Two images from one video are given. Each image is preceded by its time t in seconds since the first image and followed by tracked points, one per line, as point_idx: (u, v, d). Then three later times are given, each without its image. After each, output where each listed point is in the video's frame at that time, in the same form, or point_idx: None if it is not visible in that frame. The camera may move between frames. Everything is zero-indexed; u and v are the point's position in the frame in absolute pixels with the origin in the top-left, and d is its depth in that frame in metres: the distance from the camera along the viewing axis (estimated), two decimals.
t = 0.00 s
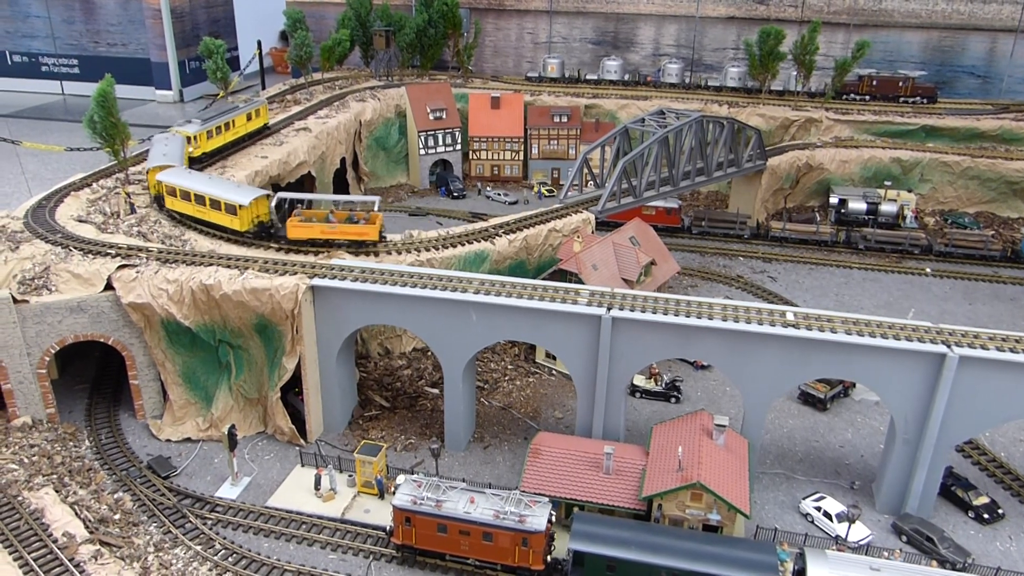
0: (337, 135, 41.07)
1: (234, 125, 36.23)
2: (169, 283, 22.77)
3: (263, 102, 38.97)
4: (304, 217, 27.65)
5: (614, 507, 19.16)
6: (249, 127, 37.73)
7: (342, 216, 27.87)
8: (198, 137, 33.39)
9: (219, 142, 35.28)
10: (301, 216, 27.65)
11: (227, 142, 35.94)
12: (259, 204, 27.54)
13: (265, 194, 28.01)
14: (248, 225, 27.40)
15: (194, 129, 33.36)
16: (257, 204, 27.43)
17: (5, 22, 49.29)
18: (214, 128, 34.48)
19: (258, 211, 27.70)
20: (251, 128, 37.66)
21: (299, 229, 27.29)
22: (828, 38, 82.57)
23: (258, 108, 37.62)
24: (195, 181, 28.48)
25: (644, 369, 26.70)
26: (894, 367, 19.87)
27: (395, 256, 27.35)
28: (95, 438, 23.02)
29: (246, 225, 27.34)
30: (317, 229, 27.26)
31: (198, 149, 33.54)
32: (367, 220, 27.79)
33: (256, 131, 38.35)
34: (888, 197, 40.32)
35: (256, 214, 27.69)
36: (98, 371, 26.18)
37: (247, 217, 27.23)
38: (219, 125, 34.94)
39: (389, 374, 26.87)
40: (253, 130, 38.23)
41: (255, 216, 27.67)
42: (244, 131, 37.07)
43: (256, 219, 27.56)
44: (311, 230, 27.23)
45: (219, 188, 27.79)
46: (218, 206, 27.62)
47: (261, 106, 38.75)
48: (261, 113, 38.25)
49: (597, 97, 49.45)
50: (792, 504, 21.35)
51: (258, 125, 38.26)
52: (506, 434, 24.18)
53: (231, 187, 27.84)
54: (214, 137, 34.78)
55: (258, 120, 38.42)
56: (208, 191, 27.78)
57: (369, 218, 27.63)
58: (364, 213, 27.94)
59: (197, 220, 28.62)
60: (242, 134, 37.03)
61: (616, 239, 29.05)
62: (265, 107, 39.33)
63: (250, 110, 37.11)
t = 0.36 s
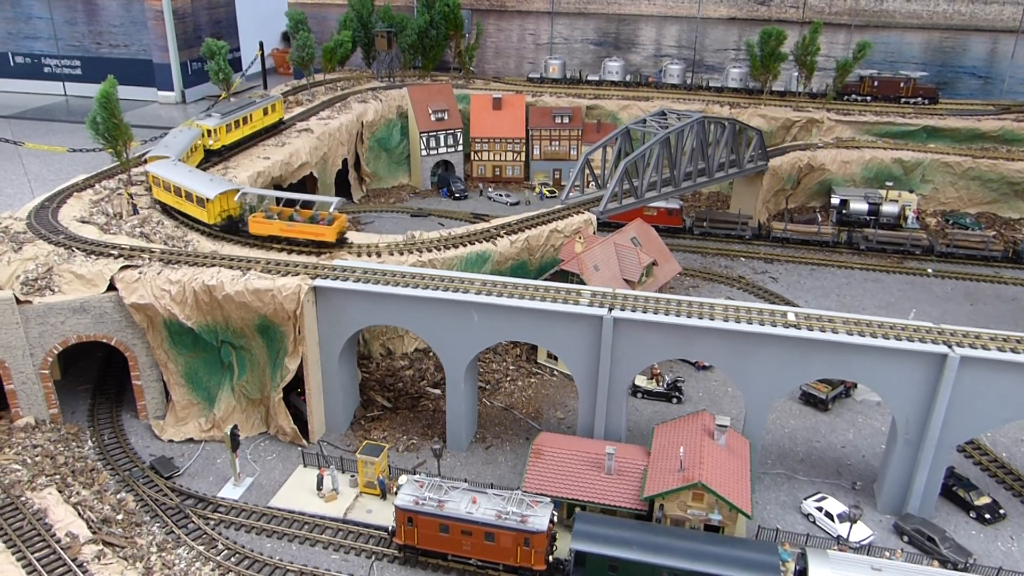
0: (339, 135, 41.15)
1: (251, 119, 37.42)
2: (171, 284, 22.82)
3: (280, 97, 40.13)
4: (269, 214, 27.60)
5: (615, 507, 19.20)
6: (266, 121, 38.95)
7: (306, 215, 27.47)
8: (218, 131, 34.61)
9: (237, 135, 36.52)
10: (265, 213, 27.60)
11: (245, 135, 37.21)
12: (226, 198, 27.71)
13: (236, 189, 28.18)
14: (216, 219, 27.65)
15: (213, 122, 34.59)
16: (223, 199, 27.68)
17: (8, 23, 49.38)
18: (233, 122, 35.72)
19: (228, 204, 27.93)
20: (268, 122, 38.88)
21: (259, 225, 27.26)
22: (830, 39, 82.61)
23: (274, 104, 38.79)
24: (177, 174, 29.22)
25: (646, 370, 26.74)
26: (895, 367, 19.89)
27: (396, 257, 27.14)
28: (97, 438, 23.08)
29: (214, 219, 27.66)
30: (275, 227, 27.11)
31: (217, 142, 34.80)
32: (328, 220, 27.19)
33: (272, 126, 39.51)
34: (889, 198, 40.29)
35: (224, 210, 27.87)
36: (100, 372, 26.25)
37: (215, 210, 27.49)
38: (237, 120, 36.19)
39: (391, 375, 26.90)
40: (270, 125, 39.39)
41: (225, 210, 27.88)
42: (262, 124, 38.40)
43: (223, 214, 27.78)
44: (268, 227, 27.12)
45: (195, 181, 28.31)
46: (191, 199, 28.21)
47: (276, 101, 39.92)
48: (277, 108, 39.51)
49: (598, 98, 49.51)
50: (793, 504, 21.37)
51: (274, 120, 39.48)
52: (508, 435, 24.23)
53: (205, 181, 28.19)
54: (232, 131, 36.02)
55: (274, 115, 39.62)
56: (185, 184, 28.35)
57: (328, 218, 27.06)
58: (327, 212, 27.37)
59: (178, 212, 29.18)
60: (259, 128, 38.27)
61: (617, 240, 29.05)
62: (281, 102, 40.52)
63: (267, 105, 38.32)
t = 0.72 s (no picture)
0: (340, 137, 41.21)
1: (267, 115, 38.74)
2: (173, 285, 22.86)
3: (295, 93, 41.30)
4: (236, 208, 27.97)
5: (616, 508, 19.22)
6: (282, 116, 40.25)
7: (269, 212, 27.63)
8: (237, 125, 36.18)
9: (255, 129, 38.00)
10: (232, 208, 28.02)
11: (263, 129, 38.62)
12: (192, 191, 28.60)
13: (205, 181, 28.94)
14: (187, 210, 28.88)
15: (233, 117, 36.14)
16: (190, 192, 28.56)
17: (11, 24, 49.49)
18: (251, 116, 37.11)
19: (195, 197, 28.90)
20: (285, 117, 40.18)
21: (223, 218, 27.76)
22: (831, 41, 82.64)
23: (290, 100, 39.94)
24: (165, 165, 29.86)
25: (647, 372, 26.74)
26: (897, 369, 19.90)
27: (398, 258, 27.17)
28: (99, 438, 23.13)
29: (185, 209, 28.80)
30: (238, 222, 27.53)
31: (236, 136, 36.36)
32: (288, 219, 27.23)
33: (287, 122, 40.67)
34: (891, 200, 40.29)
35: (196, 201, 28.95)
36: (102, 372, 26.29)
37: (186, 202, 28.67)
38: (255, 114, 37.62)
39: (393, 376, 26.87)
40: (284, 120, 40.54)
41: (199, 201, 29.07)
42: (280, 119, 39.80)
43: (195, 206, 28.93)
44: (230, 221, 27.68)
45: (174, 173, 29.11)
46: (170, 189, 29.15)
47: (291, 97, 41.13)
48: (292, 103, 40.66)
49: (599, 100, 49.53)
50: (795, 506, 21.38)
51: (290, 115, 40.69)
52: (509, 436, 24.24)
53: (183, 173, 29.15)
54: (251, 125, 37.45)
55: (290, 111, 40.85)
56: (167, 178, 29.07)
57: (286, 217, 27.12)
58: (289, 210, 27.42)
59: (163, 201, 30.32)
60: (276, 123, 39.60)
61: (618, 242, 29.09)
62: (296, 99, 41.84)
63: (283, 101, 39.55)
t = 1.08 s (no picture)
0: (342, 138, 41.25)
1: (283, 110, 39.94)
2: (176, 286, 22.90)
3: (308, 89, 42.43)
4: (209, 201, 28.66)
5: (619, 510, 19.21)
6: (296, 112, 41.46)
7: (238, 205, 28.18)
8: (256, 119, 37.40)
9: (273, 124, 39.24)
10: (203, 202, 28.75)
11: (280, 124, 39.83)
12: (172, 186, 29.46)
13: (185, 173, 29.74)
14: (172, 203, 29.79)
15: (251, 111, 37.38)
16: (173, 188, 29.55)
17: (13, 26, 49.57)
18: (268, 112, 38.30)
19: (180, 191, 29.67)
20: (300, 113, 41.35)
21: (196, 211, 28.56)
22: (833, 42, 82.64)
23: (304, 96, 41.23)
24: (164, 156, 31.25)
25: (650, 373, 26.72)
26: (900, 371, 19.89)
27: (401, 259, 27.18)
28: (102, 439, 23.17)
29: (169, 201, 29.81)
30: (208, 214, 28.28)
31: (254, 130, 37.54)
32: (253, 214, 27.74)
33: (302, 117, 41.95)
34: (893, 201, 40.27)
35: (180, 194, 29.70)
36: (105, 373, 26.33)
37: (167, 192, 29.56)
38: (272, 109, 38.81)
39: (395, 377, 26.85)
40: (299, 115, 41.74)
41: (181, 193, 29.67)
42: (296, 113, 41.03)
43: (181, 199, 29.75)
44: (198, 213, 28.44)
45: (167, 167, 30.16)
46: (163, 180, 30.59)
47: (307, 93, 42.46)
48: (306, 99, 41.86)
49: (601, 102, 49.54)
50: (797, 508, 21.37)
51: (304, 111, 41.83)
52: (511, 437, 24.25)
53: (172, 166, 30.40)
54: (268, 120, 38.63)
55: (305, 106, 42.13)
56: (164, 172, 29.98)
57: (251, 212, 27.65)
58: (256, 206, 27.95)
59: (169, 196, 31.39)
60: (292, 118, 40.82)
61: (621, 243, 29.10)
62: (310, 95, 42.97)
63: (298, 97, 40.74)
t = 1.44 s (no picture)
0: (346, 140, 41.31)
1: (300, 106, 41.09)
2: (180, 287, 22.95)
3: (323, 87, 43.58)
4: (191, 192, 29.64)
5: (622, 512, 19.21)
6: (312, 108, 42.63)
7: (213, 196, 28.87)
8: (274, 115, 38.54)
9: (290, 120, 40.36)
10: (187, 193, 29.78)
11: (296, 119, 41.00)
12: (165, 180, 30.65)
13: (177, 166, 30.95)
14: (164, 193, 30.94)
15: (269, 107, 38.53)
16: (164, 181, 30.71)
17: (18, 27, 49.68)
18: (286, 107, 39.43)
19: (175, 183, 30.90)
20: (315, 109, 42.50)
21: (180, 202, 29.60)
22: (837, 45, 82.62)
23: (320, 92, 42.40)
24: (173, 152, 32.45)
25: (652, 375, 26.69)
26: (902, 373, 19.88)
27: (404, 260, 27.21)
28: (106, 440, 23.20)
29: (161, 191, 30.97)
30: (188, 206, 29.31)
31: (272, 125, 38.65)
32: (225, 208, 28.40)
33: (317, 114, 43.10)
34: (896, 204, 40.22)
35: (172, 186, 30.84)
36: (109, 374, 26.38)
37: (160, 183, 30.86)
38: (290, 105, 39.93)
39: (398, 379, 26.87)
40: (314, 112, 42.94)
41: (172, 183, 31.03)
42: (311, 109, 42.24)
43: (171, 189, 30.86)
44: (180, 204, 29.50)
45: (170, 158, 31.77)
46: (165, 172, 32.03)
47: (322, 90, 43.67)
48: (320, 96, 42.99)
49: (604, 104, 49.56)
50: (800, 510, 21.35)
51: (318, 107, 42.93)
52: (513, 439, 24.26)
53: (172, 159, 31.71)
54: (286, 115, 39.79)
55: (320, 103, 43.33)
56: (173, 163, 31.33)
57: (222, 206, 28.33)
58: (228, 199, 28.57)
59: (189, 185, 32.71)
60: (307, 114, 42.00)
61: (624, 245, 29.09)
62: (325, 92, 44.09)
63: (313, 94, 41.93)
